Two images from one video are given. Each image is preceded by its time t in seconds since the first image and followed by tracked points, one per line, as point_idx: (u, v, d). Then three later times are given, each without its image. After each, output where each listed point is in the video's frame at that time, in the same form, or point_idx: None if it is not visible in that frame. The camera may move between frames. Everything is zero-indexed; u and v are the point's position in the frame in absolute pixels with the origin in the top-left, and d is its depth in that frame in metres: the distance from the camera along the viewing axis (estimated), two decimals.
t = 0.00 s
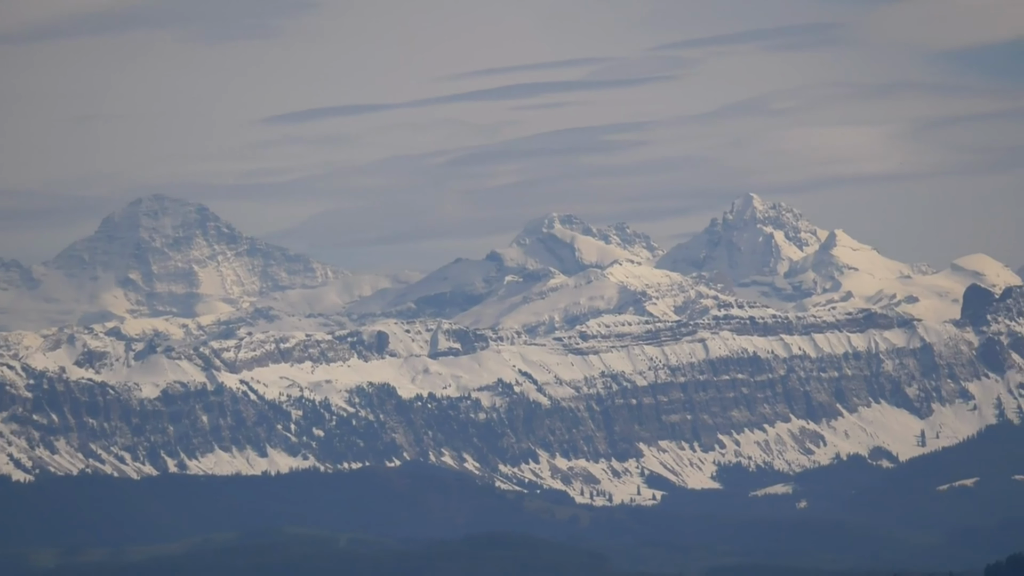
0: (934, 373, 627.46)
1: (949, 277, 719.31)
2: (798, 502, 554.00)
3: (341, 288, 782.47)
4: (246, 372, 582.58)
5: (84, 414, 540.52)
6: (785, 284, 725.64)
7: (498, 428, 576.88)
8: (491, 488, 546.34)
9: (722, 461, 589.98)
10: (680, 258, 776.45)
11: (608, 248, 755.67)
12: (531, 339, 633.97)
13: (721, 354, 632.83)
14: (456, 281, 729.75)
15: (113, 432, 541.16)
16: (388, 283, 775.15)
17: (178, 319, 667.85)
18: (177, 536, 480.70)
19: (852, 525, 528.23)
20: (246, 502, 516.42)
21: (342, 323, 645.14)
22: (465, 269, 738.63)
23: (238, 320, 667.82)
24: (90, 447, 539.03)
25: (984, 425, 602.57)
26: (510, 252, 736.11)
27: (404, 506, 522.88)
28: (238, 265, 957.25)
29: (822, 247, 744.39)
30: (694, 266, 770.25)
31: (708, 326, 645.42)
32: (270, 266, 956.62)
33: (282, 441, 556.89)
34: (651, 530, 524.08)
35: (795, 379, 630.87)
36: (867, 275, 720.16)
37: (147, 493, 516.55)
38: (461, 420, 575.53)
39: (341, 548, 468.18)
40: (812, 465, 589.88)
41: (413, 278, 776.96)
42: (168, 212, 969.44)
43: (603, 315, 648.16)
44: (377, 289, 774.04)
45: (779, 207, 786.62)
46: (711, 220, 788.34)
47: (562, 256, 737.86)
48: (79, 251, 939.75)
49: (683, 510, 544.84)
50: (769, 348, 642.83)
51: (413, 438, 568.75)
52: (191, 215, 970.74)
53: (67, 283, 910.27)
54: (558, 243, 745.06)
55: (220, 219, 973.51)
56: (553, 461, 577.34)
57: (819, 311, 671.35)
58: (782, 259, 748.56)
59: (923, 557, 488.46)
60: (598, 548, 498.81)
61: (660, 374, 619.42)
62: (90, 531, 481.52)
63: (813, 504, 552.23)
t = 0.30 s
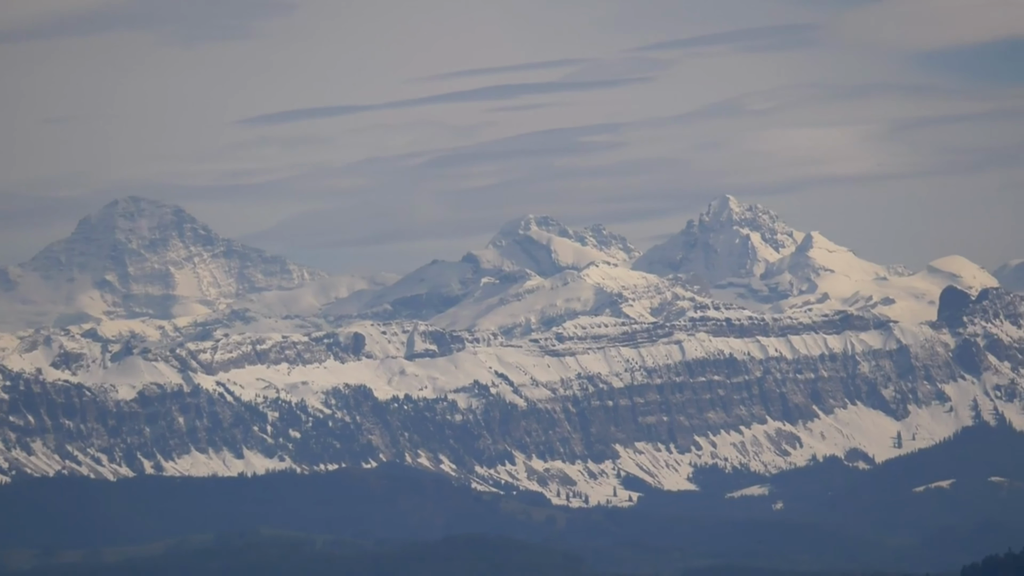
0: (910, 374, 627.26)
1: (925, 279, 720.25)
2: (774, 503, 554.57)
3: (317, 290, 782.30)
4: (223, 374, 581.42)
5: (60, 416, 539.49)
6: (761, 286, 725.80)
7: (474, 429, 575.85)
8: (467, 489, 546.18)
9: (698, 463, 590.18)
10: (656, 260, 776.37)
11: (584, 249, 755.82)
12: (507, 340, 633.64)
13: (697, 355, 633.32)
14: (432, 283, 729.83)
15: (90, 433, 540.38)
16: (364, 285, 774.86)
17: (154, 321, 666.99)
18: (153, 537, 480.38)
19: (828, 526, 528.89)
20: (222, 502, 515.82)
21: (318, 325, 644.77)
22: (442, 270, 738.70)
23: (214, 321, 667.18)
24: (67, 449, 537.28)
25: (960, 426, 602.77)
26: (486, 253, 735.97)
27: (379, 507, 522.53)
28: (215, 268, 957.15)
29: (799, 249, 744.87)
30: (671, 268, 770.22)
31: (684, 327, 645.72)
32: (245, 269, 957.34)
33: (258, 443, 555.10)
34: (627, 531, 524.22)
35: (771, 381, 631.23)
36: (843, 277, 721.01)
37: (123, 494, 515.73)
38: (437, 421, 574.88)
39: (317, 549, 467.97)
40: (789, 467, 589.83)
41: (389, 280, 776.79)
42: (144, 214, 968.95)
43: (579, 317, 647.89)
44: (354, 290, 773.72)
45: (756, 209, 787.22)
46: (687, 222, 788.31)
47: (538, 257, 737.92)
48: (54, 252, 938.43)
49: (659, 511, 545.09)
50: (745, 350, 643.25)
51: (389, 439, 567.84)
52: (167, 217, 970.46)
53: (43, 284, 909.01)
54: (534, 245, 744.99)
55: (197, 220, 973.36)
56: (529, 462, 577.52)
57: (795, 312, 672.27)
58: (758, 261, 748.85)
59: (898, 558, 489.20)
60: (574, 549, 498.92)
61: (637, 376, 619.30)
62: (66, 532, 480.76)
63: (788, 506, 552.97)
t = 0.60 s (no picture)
0: (888, 373, 628.22)
1: (903, 278, 720.89)
2: (751, 502, 555.02)
3: (295, 289, 781.90)
4: (201, 374, 580.56)
5: (38, 415, 538.56)
6: (740, 285, 725.85)
7: (452, 428, 575.45)
8: (445, 489, 545.78)
9: (676, 462, 590.02)
10: (634, 259, 776.21)
11: (562, 249, 755.58)
12: (485, 339, 633.45)
13: (675, 354, 633.37)
14: (410, 282, 729.69)
15: (68, 433, 537.77)
16: (342, 284, 774.37)
17: (132, 320, 665.85)
18: (131, 537, 479.42)
19: (806, 526, 529.07)
20: (200, 502, 515.04)
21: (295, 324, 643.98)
22: (419, 269, 738.44)
23: (193, 321, 666.18)
24: (45, 448, 535.47)
25: (938, 426, 603.18)
26: (464, 253, 735.64)
27: (357, 506, 522.03)
28: (193, 266, 956.94)
29: (777, 248, 745.49)
30: (649, 267, 770.25)
31: (662, 327, 646.18)
32: (223, 267, 958.00)
33: (236, 442, 553.77)
34: (604, 531, 523.85)
35: (749, 380, 630.90)
36: (821, 277, 721.64)
37: (100, 493, 514.76)
38: (415, 421, 574.88)
39: (295, 548, 467.49)
40: (767, 467, 589.52)
41: (367, 279, 776.35)
42: (123, 213, 968.33)
43: (557, 316, 648.02)
44: (332, 290, 773.16)
45: (734, 208, 787.79)
46: (665, 221, 788.44)
47: (516, 256, 737.55)
48: (33, 251, 937.12)
49: (636, 511, 545.12)
50: (723, 349, 643.05)
51: (367, 438, 567.05)
52: (146, 216, 969.95)
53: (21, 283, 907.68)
54: (513, 244, 744.92)
55: (175, 220, 972.86)
56: (507, 461, 576.69)
57: (773, 312, 672.64)
58: (737, 260, 749.05)
59: (877, 558, 489.38)
60: (551, 548, 498.78)
61: (615, 376, 618.99)
62: (44, 532, 479.83)
63: (766, 505, 553.21)
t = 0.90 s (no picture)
0: (865, 372, 629.33)
1: (880, 276, 721.72)
2: (728, 501, 555.34)
3: (272, 288, 781.11)
4: (178, 372, 580.05)
5: (16, 413, 532.86)
6: (717, 284, 726.15)
7: (429, 427, 575.35)
8: (421, 487, 545.16)
9: (654, 460, 589.89)
10: (611, 257, 775.65)
11: (540, 248, 754.41)
12: (462, 338, 632.78)
13: (653, 353, 633.46)
14: (387, 281, 729.59)
15: (45, 432, 535.82)
16: (318, 283, 773.71)
17: (109, 319, 664.07)
18: (107, 536, 478.28)
19: (784, 525, 529.08)
20: (177, 500, 514.16)
21: (272, 322, 642.99)
22: (396, 268, 737.57)
23: (170, 319, 664.83)
24: (22, 446, 531.20)
25: (915, 425, 603.32)
26: (442, 251, 735.05)
27: (333, 504, 521.67)
28: (170, 265, 956.21)
29: (754, 247, 746.51)
30: (626, 266, 770.33)
31: (640, 325, 646.54)
32: (200, 265, 958.75)
33: (213, 441, 553.28)
34: (581, 529, 523.69)
35: (726, 379, 631.71)
36: (798, 276, 721.98)
37: (77, 491, 513.72)
38: (392, 419, 574.46)
39: (271, 547, 466.80)
40: (744, 465, 589.57)
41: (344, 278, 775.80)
42: (100, 211, 967.58)
43: (534, 315, 648.09)
44: (308, 288, 772.52)
45: (711, 207, 787.86)
46: (642, 220, 788.27)
47: (493, 255, 736.97)
48: (9, 249, 935.40)
49: (613, 509, 545.13)
50: (700, 348, 643.29)
51: (344, 437, 566.87)
52: (123, 214, 968.88)
53: None
54: (490, 243, 744.63)
55: (152, 218, 971.81)
56: (485, 460, 576.61)
57: (751, 310, 673.19)
58: (714, 258, 749.12)
59: (854, 557, 489.39)
60: (528, 546, 498.44)
61: (592, 374, 618.95)
62: (20, 531, 478.65)
63: (743, 504, 553.36)
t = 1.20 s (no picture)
0: (837, 369, 630.45)
1: (851, 272, 723.10)
2: (699, 497, 555.73)
3: (243, 283, 780.53)
4: (149, 368, 578.04)
5: None
6: (688, 280, 727.17)
7: (400, 423, 575.13)
8: (393, 482, 544.66)
9: (624, 456, 589.74)
10: (581, 253, 776.46)
11: (511, 243, 753.72)
12: (434, 334, 633.11)
13: (624, 349, 633.63)
14: (358, 276, 730.13)
15: (16, 427, 531.32)
16: (289, 278, 773.36)
17: (81, 314, 663.18)
18: (77, 532, 476.99)
19: (756, 521, 529.37)
20: (148, 496, 513.17)
21: (243, 318, 642.86)
22: (368, 264, 737.18)
23: (142, 315, 663.82)
24: None
25: (887, 420, 604.06)
26: (413, 247, 735.55)
27: (304, 500, 521.05)
28: (141, 261, 955.51)
29: (725, 243, 748.13)
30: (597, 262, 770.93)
31: (611, 321, 647.25)
32: (172, 262, 958.95)
33: (184, 437, 552.22)
34: (553, 525, 523.53)
35: (697, 374, 632.49)
36: (770, 271, 722.59)
37: (48, 487, 512.45)
38: (363, 415, 574.63)
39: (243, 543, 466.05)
40: (715, 461, 589.67)
41: (315, 274, 775.63)
42: (72, 207, 966.78)
43: (506, 310, 648.55)
44: (280, 284, 772.17)
45: (682, 203, 789.23)
46: (613, 216, 788.39)
47: (464, 251, 737.69)
48: None
49: (584, 505, 545.15)
50: (672, 344, 643.43)
51: (316, 432, 565.93)
52: (94, 210, 968.16)
53: None
54: (461, 239, 745.42)
55: (124, 213, 970.88)
56: (456, 455, 574.24)
57: (722, 306, 673.40)
58: (685, 254, 750.37)
59: (825, 553, 489.64)
60: (499, 542, 498.16)
61: (563, 369, 618.18)
62: None
63: (714, 500, 553.74)
